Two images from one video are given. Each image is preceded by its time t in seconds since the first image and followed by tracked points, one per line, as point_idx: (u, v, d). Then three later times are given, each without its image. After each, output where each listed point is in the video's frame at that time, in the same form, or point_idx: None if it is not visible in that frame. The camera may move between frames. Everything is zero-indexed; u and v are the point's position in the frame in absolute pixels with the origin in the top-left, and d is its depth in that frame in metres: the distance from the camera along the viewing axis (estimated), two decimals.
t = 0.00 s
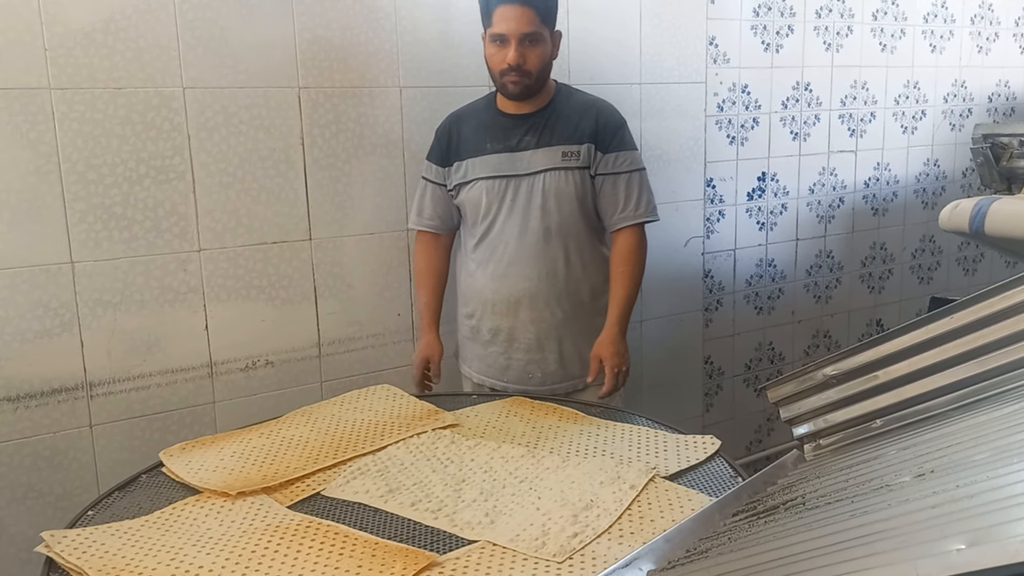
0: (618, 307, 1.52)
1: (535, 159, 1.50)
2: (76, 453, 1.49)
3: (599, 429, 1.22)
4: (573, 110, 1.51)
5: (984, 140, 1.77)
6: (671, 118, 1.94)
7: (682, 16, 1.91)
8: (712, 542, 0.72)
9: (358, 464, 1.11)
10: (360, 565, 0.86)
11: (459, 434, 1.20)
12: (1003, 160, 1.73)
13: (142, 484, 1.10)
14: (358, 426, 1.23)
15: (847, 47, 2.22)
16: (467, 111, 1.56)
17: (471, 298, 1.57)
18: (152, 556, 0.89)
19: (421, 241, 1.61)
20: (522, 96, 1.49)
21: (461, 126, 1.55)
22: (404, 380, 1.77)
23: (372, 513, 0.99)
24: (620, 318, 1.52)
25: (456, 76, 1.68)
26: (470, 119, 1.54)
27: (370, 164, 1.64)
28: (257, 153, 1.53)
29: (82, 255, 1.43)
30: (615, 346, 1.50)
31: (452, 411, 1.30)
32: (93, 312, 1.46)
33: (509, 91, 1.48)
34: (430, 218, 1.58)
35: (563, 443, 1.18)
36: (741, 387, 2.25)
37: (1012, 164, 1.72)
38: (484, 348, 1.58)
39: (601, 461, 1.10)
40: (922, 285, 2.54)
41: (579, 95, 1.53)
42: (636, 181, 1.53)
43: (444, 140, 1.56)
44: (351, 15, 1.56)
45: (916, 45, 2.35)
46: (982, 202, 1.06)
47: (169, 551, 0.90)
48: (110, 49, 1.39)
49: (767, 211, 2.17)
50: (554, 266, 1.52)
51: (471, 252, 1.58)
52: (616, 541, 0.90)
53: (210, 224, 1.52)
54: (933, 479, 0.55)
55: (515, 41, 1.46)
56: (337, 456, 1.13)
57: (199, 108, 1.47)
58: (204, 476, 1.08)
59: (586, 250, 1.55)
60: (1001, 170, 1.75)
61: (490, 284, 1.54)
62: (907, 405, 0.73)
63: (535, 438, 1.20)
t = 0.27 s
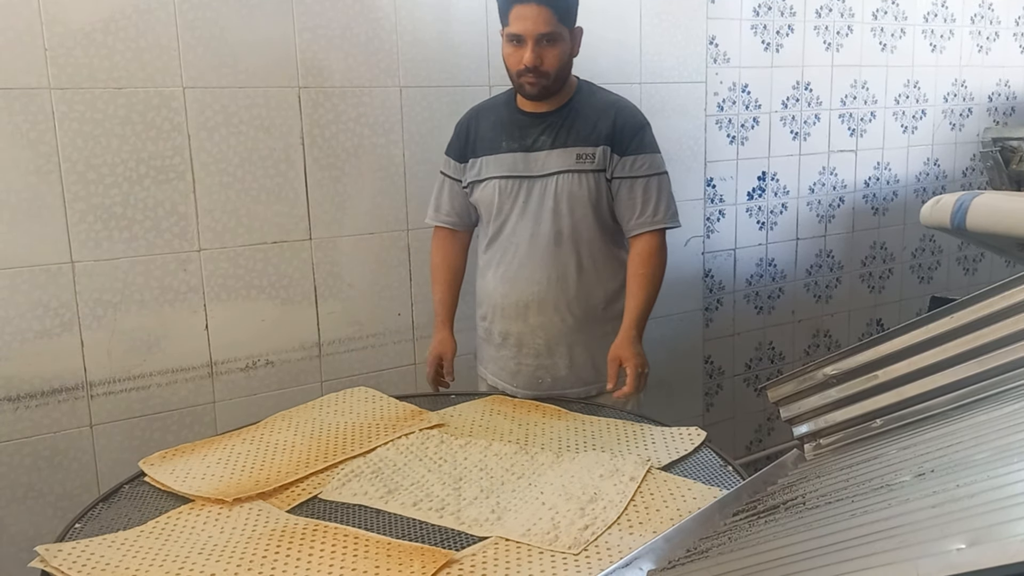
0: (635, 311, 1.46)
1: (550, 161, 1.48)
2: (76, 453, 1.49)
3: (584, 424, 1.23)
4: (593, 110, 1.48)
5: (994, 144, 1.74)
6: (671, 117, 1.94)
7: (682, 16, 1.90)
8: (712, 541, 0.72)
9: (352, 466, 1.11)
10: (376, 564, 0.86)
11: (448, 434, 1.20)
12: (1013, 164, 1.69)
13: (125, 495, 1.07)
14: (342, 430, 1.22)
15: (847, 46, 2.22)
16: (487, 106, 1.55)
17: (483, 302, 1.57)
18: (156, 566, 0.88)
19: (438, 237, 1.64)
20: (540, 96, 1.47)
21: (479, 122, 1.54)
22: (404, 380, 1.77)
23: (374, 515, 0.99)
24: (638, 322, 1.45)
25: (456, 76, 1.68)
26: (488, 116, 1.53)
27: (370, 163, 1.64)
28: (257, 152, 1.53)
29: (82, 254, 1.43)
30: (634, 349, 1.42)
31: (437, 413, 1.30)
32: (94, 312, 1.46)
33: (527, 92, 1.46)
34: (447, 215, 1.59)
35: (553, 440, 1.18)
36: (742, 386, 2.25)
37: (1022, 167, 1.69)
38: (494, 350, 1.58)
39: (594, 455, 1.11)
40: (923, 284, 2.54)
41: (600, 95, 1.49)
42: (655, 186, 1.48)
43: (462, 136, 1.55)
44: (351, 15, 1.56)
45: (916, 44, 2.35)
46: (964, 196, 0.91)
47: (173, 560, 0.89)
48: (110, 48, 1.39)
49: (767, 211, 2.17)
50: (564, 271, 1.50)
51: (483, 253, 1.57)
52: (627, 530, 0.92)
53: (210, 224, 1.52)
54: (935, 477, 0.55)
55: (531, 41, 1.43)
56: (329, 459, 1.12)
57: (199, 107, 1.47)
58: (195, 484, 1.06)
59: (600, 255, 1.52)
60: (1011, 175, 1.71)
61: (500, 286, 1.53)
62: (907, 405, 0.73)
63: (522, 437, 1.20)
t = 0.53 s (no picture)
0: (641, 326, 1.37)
1: (556, 165, 1.47)
2: (76, 452, 1.49)
3: (569, 420, 1.25)
4: (604, 116, 1.45)
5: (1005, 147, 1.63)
6: (671, 117, 1.94)
7: (682, 15, 1.90)
8: (712, 541, 0.72)
9: (346, 467, 1.10)
10: (394, 564, 0.86)
11: (435, 434, 1.21)
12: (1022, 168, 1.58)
13: (111, 507, 1.04)
14: (326, 433, 1.21)
15: (847, 46, 2.22)
16: (509, 103, 1.55)
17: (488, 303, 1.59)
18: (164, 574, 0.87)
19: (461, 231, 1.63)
20: (556, 101, 1.45)
21: (499, 119, 1.55)
22: (404, 380, 1.77)
23: (376, 516, 0.99)
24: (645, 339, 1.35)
25: (457, 76, 1.68)
26: (507, 113, 1.54)
27: (370, 163, 1.64)
28: (257, 152, 1.53)
29: (82, 254, 1.43)
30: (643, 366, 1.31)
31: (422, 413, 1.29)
32: (94, 312, 1.46)
33: (543, 97, 1.44)
34: (468, 209, 1.59)
35: (541, 437, 1.20)
36: (742, 386, 2.25)
37: None
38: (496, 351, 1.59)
39: (586, 451, 1.13)
40: (922, 284, 2.54)
41: (616, 100, 1.46)
42: (660, 199, 1.42)
43: (482, 130, 1.57)
44: (350, 15, 1.56)
45: (916, 43, 2.35)
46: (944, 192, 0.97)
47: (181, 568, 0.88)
48: (110, 48, 1.39)
49: (767, 211, 2.17)
50: (564, 279, 1.48)
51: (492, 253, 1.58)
52: (636, 522, 0.95)
53: (210, 223, 1.52)
54: (935, 476, 0.55)
55: (546, 49, 1.39)
56: (320, 463, 1.11)
57: (199, 107, 1.47)
58: (185, 492, 1.04)
59: (603, 265, 1.49)
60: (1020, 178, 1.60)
61: (502, 288, 1.54)
62: (908, 404, 0.73)
63: (510, 435, 1.21)
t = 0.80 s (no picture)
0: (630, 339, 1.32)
1: (560, 168, 1.46)
2: (76, 452, 1.49)
3: (554, 416, 1.26)
4: (609, 120, 1.43)
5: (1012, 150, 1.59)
6: (671, 117, 1.94)
7: (683, 15, 1.90)
8: (712, 540, 0.72)
9: (340, 468, 1.10)
10: (411, 563, 0.87)
11: (422, 433, 1.20)
12: None
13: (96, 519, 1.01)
14: (310, 436, 1.19)
15: (847, 45, 2.22)
16: (524, 99, 1.54)
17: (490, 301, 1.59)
18: None
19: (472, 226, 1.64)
20: (563, 102, 1.43)
21: (511, 115, 1.54)
22: (404, 380, 1.77)
23: (379, 516, 0.98)
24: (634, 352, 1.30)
25: (457, 75, 1.68)
26: (520, 110, 1.53)
27: (370, 162, 1.64)
28: (257, 152, 1.53)
29: (82, 254, 1.43)
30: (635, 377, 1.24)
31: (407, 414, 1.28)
32: (94, 312, 1.46)
33: (550, 98, 1.43)
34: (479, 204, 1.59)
35: (530, 433, 1.20)
36: (742, 386, 2.25)
37: None
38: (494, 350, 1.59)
39: (579, 446, 1.14)
40: (922, 284, 2.54)
41: (623, 104, 1.43)
42: (657, 209, 1.38)
43: (495, 125, 1.57)
44: (350, 15, 1.56)
45: (916, 43, 2.35)
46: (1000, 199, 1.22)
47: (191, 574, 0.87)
48: (110, 48, 1.39)
49: (767, 210, 2.17)
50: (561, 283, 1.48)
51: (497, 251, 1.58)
52: (642, 511, 0.96)
53: (210, 223, 1.52)
54: (934, 475, 0.55)
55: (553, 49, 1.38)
56: (312, 465, 1.10)
57: (199, 107, 1.47)
58: (177, 500, 1.02)
59: (601, 271, 1.48)
60: None
61: (502, 287, 1.54)
62: (907, 404, 0.73)
63: (499, 432, 1.21)
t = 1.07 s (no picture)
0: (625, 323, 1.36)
1: (564, 166, 1.46)
2: (76, 452, 1.49)
3: (540, 412, 1.27)
4: (613, 117, 1.45)
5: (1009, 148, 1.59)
6: (671, 117, 1.94)
7: (683, 15, 1.90)
8: (712, 540, 0.72)
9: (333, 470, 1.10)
10: (427, 561, 0.87)
11: (410, 433, 1.20)
12: None
13: (85, 531, 0.99)
14: (295, 440, 1.18)
15: (847, 45, 2.22)
16: (518, 100, 1.55)
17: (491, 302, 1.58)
18: None
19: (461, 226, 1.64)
20: (562, 100, 1.44)
21: (507, 115, 1.54)
22: (404, 379, 1.77)
23: (383, 516, 0.99)
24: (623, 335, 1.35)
25: (457, 75, 1.68)
26: (517, 110, 1.53)
27: (371, 162, 1.64)
28: (257, 151, 1.53)
29: (82, 254, 1.43)
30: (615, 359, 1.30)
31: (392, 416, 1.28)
32: (94, 311, 1.46)
33: (549, 96, 1.43)
34: (471, 206, 1.59)
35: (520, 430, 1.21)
36: (742, 386, 2.25)
37: None
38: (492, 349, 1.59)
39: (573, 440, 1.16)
40: (923, 284, 2.54)
41: (625, 101, 1.45)
42: (668, 201, 1.42)
43: (490, 127, 1.56)
44: (350, 15, 1.56)
45: (916, 43, 2.35)
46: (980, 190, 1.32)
47: None
48: (110, 47, 1.39)
49: (767, 210, 2.17)
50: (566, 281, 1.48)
51: (495, 252, 1.57)
52: (646, 501, 0.99)
53: (210, 223, 1.52)
54: (934, 475, 0.55)
55: (552, 46, 1.38)
56: (301, 468, 1.10)
57: (199, 106, 1.47)
58: (171, 509, 1.01)
59: (607, 268, 1.49)
60: None
61: (504, 289, 1.53)
62: (908, 404, 0.73)
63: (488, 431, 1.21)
